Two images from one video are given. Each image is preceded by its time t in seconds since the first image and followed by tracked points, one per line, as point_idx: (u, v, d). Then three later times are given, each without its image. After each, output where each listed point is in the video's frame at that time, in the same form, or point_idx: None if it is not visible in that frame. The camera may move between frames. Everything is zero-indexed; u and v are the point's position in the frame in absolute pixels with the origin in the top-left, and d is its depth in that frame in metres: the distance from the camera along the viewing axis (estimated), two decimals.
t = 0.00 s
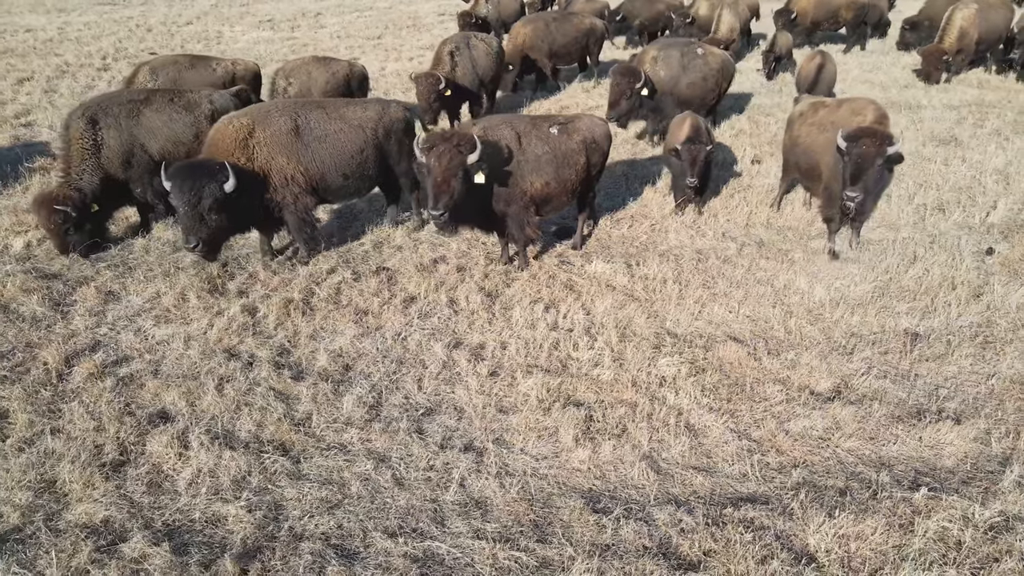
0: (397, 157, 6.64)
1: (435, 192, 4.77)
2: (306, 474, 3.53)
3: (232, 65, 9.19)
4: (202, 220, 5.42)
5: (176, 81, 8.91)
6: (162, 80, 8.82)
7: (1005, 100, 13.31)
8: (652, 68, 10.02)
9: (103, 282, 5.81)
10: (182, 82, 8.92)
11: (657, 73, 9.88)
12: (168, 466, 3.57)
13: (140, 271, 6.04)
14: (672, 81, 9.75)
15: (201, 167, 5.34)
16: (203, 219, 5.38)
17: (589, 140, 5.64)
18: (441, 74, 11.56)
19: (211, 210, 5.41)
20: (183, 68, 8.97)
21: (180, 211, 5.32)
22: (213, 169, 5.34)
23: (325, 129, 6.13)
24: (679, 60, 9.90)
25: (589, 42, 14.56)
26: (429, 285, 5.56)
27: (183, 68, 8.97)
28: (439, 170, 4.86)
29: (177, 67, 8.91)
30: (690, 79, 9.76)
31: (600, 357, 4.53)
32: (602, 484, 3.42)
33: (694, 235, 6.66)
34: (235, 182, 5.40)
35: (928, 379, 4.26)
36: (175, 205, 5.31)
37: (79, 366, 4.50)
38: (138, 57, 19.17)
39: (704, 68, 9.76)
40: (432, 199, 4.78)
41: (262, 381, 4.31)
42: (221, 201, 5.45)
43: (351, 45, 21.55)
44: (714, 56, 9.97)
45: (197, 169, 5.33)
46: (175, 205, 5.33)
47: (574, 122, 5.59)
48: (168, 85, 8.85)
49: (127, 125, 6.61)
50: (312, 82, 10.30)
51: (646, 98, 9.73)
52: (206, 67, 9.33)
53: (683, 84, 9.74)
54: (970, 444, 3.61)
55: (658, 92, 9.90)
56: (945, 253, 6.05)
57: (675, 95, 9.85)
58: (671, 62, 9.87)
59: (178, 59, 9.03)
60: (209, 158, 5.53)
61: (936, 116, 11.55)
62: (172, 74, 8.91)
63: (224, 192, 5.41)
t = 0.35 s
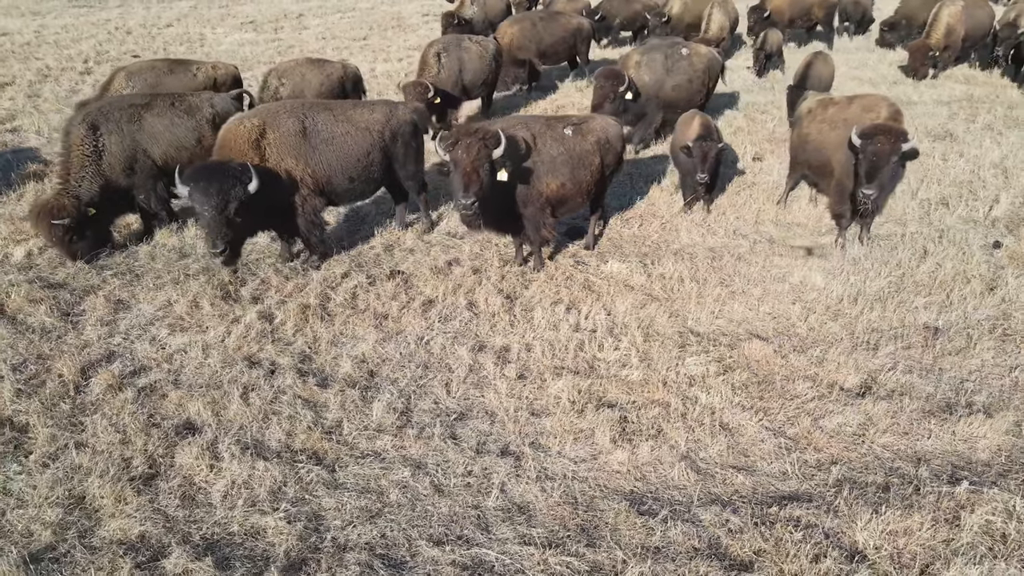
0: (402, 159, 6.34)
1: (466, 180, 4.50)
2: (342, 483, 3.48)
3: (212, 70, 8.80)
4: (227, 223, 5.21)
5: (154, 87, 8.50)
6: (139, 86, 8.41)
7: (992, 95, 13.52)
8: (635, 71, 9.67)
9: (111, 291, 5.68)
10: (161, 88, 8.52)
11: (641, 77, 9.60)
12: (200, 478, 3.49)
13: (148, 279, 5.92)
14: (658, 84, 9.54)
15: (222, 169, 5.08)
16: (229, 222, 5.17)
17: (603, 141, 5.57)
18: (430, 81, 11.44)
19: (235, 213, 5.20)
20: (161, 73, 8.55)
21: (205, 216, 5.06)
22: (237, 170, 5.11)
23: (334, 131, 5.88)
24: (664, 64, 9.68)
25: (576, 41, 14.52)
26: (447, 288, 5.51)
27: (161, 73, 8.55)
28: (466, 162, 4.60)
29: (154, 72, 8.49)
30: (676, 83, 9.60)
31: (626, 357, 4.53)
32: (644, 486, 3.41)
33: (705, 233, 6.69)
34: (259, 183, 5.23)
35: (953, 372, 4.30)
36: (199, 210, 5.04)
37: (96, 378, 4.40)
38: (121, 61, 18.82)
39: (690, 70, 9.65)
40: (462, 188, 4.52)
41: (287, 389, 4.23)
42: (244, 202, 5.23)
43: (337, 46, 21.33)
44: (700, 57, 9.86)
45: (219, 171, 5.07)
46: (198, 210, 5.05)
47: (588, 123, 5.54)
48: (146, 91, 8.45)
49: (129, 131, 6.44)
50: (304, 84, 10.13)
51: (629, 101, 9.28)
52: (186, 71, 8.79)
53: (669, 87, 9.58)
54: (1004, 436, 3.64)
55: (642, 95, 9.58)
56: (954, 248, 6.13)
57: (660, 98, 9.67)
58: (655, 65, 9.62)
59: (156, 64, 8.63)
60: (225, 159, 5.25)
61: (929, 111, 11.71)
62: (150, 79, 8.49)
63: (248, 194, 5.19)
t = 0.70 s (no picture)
0: (412, 160, 6.23)
1: (492, 177, 4.56)
2: (378, 489, 3.43)
3: (194, 74, 8.52)
4: (244, 226, 5.20)
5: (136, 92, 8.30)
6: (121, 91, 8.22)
7: (981, 90, 13.72)
8: (620, 71, 9.46)
9: (120, 297, 5.56)
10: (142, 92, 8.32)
11: (628, 76, 9.37)
12: (232, 488, 3.42)
13: (156, 284, 5.81)
14: (646, 85, 9.34)
15: (236, 172, 5.05)
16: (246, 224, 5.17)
17: (618, 140, 5.56)
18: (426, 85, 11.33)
19: (252, 216, 5.20)
20: (142, 77, 8.33)
21: (221, 220, 5.05)
22: (252, 173, 5.09)
23: (344, 133, 5.74)
24: (652, 63, 9.48)
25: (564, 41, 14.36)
26: (463, 289, 5.48)
27: (143, 77, 8.34)
28: (489, 161, 4.68)
29: (135, 76, 8.28)
30: (663, 84, 9.43)
31: (651, 356, 4.52)
32: (682, 485, 3.40)
33: (715, 232, 6.71)
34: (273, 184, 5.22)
35: (976, 366, 4.34)
36: (215, 214, 5.02)
37: (113, 387, 4.30)
38: (105, 63, 18.48)
39: (678, 71, 9.50)
40: (487, 185, 4.59)
41: (312, 395, 4.16)
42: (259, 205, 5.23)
43: (325, 46, 21.11)
44: (687, 59, 9.67)
45: (234, 174, 5.04)
46: (215, 215, 5.03)
47: (602, 122, 5.53)
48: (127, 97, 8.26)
49: (131, 134, 6.28)
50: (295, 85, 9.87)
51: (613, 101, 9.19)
52: (169, 74, 8.52)
53: (658, 88, 9.41)
54: None
55: (628, 95, 9.41)
56: (963, 242, 6.20)
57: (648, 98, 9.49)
58: (642, 65, 9.41)
59: (137, 67, 8.39)
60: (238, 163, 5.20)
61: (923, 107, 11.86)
62: (132, 83, 8.29)
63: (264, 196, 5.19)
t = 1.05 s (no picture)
0: (426, 161, 6.18)
1: (516, 179, 4.56)
2: (421, 494, 3.39)
3: (176, 78, 8.23)
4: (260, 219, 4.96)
5: (118, 97, 8.05)
6: (102, 97, 7.97)
7: (971, 85, 13.93)
8: (601, 72, 9.46)
9: (132, 304, 5.44)
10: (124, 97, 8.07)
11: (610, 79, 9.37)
12: (271, 497, 3.36)
13: (168, 290, 5.70)
14: (627, 86, 9.31)
15: (252, 167, 4.91)
16: (263, 218, 4.97)
17: (636, 139, 5.58)
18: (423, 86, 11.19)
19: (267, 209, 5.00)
20: (123, 81, 8.07)
21: (238, 212, 4.82)
22: (267, 166, 4.95)
23: (359, 134, 5.68)
24: (633, 64, 9.45)
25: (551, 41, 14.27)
26: (484, 290, 5.44)
27: (124, 82, 8.08)
28: (513, 161, 4.69)
29: (116, 81, 8.03)
30: (646, 84, 9.38)
31: (680, 354, 4.51)
32: (727, 482, 3.40)
33: (727, 229, 6.74)
34: (289, 179, 5.10)
35: (1001, 357, 4.39)
36: (232, 207, 4.81)
37: (137, 396, 4.20)
38: (88, 66, 18.11)
39: (660, 72, 9.45)
40: (512, 187, 4.58)
41: (342, 400, 4.10)
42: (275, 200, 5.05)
43: (312, 47, 20.86)
44: (670, 59, 9.55)
45: (250, 168, 4.89)
46: (231, 208, 4.82)
47: (620, 121, 5.55)
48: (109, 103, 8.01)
49: (136, 137, 6.14)
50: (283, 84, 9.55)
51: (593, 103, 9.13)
52: (152, 77, 8.24)
53: (641, 89, 9.37)
54: None
55: (610, 97, 9.37)
56: (973, 234, 6.28)
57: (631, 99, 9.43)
58: (623, 67, 9.39)
59: (118, 71, 8.12)
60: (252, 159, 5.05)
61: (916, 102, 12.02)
62: (112, 88, 8.03)
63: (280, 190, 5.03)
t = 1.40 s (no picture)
0: (436, 164, 6.16)
1: (537, 175, 4.59)
2: (457, 499, 3.35)
3: (160, 81, 8.01)
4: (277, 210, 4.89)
5: (98, 101, 7.82)
6: (82, 100, 7.75)
7: (961, 81, 14.13)
8: (582, 71, 9.21)
9: (142, 311, 5.34)
10: (104, 101, 7.83)
11: (592, 78, 9.19)
12: (306, 505, 3.31)
13: (178, 296, 5.60)
14: (610, 88, 9.12)
15: (269, 159, 4.91)
16: (280, 209, 4.89)
17: (651, 138, 5.60)
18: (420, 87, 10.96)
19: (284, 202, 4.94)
20: (104, 85, 7.84)
21: (254, 201, 4.74)
22: (286, 160, 4.96)
23: (371, 135, 5.63)
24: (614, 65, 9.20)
25: (536, 41, 13.86)
26: (501, 291, 5.41)
27: (104, 85, 7.85)
28: (535, 157, 4.72)
29: (96, 85, 7.79)
30: (629, 84, 9.16)
31: (704, 353, 4.51)
32: (765, 480, 3.39)
33: (737, 227, 6.76)
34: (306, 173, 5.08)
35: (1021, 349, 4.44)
36: (248, 196, 4.74)
37: (157, 405, 4.13)
38: (71, 68, 17.71)
39: (642, 73, 9.19)
40: (533, 182, 4.61)
41: (367, 405, 4.04)
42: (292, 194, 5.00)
43: (301, 47, 20.63)
44: (655, 58, 9.26)
45: (268, 160, 4.89)
46: (248, 197, 4.74)
47: (636, 119, 5.56)
48: (90, 107, 7.81)
49: (144, 142, 6.06)
50: (271, 86, 9.33)
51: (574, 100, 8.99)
52: (133, 81, 8.03)
53: (624, 89, 9.15)
54: None
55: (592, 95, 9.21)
56: (980, 228, 6.36)
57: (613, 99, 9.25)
58: (605, 67, 9.14)
59: (98, 74, 7.91)
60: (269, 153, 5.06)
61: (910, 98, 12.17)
62: (93, 92, 7.81)
63: (297, 184, 4.99)
